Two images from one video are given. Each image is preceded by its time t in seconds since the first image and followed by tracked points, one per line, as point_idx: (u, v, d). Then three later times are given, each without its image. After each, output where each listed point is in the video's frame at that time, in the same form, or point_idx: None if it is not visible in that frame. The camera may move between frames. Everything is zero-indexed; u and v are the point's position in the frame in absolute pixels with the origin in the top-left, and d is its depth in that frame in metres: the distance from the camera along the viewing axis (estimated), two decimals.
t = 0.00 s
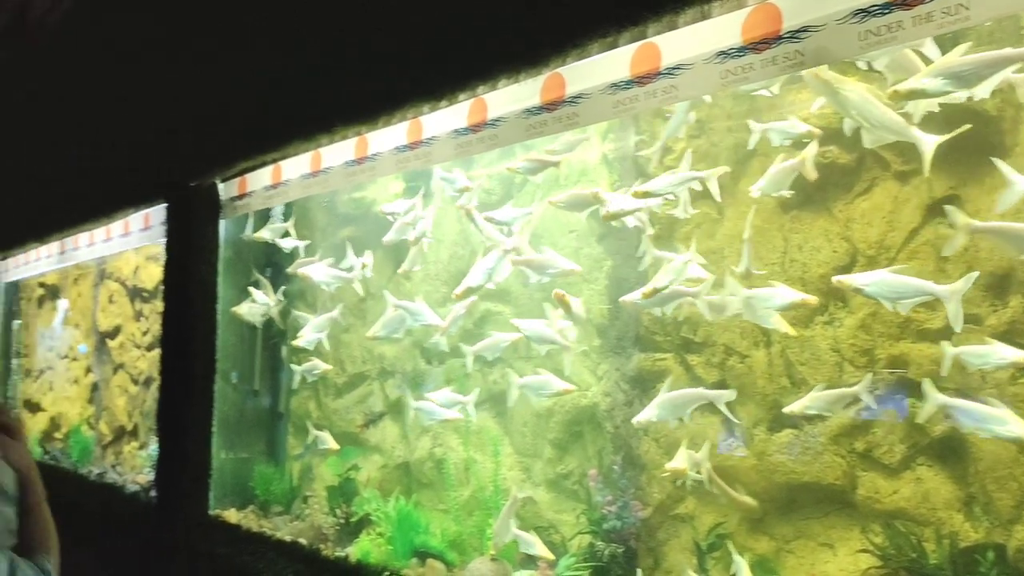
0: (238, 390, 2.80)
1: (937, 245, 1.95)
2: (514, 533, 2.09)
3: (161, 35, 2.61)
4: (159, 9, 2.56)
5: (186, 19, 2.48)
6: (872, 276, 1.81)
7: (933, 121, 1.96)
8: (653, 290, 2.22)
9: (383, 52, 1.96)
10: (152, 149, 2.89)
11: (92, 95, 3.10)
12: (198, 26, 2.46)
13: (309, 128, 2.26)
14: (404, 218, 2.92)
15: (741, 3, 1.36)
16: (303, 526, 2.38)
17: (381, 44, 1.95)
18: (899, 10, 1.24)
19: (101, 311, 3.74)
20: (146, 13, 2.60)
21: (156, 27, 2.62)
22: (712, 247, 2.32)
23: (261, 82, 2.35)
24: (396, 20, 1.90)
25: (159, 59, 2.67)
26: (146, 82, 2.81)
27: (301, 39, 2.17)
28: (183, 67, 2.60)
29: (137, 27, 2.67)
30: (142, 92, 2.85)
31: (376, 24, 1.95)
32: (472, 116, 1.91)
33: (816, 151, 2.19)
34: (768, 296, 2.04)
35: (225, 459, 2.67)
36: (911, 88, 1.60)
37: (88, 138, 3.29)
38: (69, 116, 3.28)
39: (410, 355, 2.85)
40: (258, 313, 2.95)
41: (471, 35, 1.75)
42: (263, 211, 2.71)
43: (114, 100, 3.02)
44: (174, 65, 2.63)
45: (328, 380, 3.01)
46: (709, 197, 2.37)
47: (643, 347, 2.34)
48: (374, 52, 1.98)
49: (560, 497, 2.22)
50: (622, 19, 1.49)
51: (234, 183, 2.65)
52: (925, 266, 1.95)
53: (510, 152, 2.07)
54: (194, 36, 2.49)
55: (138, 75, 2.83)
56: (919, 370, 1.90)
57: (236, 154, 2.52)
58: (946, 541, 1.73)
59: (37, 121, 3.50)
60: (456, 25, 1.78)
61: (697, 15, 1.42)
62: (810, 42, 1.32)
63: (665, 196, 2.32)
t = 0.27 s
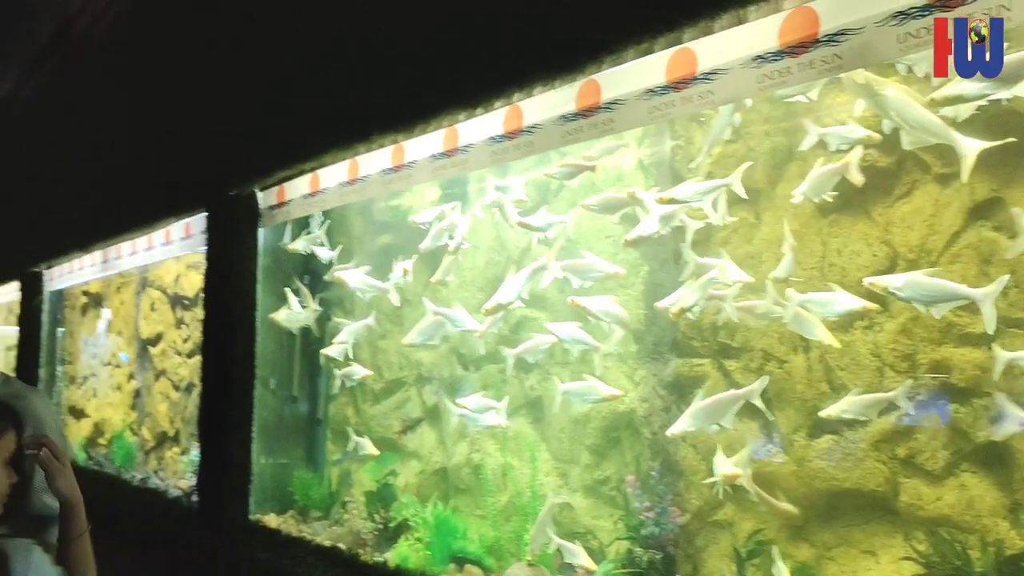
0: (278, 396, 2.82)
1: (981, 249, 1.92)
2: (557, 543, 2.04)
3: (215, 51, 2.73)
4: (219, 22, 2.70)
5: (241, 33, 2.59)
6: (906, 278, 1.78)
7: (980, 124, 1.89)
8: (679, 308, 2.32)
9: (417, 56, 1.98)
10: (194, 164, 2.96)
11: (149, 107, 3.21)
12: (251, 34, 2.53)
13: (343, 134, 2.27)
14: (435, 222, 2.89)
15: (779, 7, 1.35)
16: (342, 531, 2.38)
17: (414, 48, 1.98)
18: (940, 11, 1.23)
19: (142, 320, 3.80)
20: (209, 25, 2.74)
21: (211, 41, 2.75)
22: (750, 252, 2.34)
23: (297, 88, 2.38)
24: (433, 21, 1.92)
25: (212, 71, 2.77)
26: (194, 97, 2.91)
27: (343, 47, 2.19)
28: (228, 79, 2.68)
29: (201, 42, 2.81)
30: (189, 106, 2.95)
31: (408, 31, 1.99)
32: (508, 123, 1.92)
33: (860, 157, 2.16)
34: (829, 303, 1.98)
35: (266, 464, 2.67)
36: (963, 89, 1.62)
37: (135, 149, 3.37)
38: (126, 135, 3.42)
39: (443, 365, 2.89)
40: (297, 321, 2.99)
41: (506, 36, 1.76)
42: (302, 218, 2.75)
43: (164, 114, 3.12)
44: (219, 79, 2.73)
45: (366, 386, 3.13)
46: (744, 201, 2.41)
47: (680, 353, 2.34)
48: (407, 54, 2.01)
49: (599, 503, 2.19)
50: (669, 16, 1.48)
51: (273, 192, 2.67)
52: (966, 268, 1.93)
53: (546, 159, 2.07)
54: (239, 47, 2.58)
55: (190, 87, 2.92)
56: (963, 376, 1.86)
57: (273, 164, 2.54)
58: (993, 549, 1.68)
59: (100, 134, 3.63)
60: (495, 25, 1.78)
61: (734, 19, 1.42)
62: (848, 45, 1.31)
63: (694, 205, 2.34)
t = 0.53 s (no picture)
0: (314, 399, 2.83)
1: None
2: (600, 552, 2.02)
3: (265, 58, 2.77)
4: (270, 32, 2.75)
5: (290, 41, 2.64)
6: (936, 278, 1.80)
7: None
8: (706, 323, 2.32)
9: (456, 59, 2.00)
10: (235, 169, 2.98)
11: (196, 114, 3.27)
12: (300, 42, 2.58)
13: (378, 138, 2.27)
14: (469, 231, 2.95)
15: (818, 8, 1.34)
16: (381, 534, 2.38)
17: (456, 51, 1.99)
18: (981, 11, 1.20)
19: (183, 324, 3.86)
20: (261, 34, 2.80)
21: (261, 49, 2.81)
22: (787, 254, 2.31)
23: (337, 94, 2.41)
24: (475, 27, 1.94)
25: (259, 79, 2.82)
26: (238, 104, 2.96)
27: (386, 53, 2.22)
28: (274, 86, 2.72)
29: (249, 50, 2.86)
30: (234, 113, 2.99)
31: (453, 33, 2.00)
32: (544, 127, 1.93)
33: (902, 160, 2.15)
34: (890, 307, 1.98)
35: (304, 467, 2.71)
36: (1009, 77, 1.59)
37: (180, 156, 3.43)
38: (172, 144, 3.48)
39: (481, 367, 3.00)
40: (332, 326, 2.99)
41: (544, 41, 1.77)
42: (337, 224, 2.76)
43: (210, 121, 3.17)
44: (265, 86, 2.77)
45: (403, 390, 3.12)
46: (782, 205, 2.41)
47: (718, 356, 2.32)
48: (448, 56, 2.02)
49: (636, 506, 2.19)
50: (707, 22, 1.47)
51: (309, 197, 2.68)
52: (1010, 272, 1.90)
53: (580, 163, 2.06)
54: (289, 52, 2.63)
55: (235, 94, 2.97)
56: (1007, 378, 1.84)
57: (308, 169, 2.57)
58: None
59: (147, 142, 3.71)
60: (534, 33, 1.80)
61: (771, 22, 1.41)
62: (887, 47, 1.30)
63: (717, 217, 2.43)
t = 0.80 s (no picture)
0: (342, 401, 2.84)
1: None
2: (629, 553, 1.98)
3: (293, 62, 2.79)
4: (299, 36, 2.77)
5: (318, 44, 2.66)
6: (957, 272, 1.75)
7: None
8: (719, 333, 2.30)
9: (482, 62, 2.01)
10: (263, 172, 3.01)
11: (227, 118, 3.31)
12: (328, 46, 2.60)
13: (404, 141, 2.29)
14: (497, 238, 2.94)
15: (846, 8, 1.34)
16: (408, 534, 2.40)
17: (482, 54, 2.00)
18: (1013, 8, 1.19)
19: (212, 326, 3.89)
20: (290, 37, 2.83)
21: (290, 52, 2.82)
22: (816, 255, 2.31)
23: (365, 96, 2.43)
24: (503, 31, 1.96)
25: (287, 82, 2.84)
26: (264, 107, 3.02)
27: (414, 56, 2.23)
28: (303, 90, 2.74)
29: (278, 54, 2.89)
30: (263, 117, 3.02)
31: (479, 36, 2.01)
32: (570, 129, 1.93)
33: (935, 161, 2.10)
34: (944, 309, 1.76)
35: (332, 468, 2.72)
36: None
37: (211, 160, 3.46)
38: (203, 148, 3.52)
39: (508, 367, 3.05)
40: (358, 328, 3.00)
41: (570, 45, 1.78)
42: (365, 227, 2.79)
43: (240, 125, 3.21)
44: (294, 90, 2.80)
45: (428, 392, 3.17)
46: (812, 205, 2.39)
47: (745, 358, 2.30)
48: (474, 59, 2.03)
49: (662, 508, 2.20)
50: (731, 26, 1.49)
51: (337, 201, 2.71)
52: None
53: (604, 164, 2.06)
54: (318, 58, 2.65)
55: (264, 98, 3.00)
56: None
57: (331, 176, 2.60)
58: None
59: (177, 144, 3.77)
60: (561, 36, 1.81)
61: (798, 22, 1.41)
62: (918, 45, 1.29)
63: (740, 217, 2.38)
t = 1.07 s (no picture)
0: (370, 404, 2.88)
1: None
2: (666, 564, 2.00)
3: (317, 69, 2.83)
4: (325, 42, 2.81)
5: (344, 51, 2.70)
6: (982, 272, 1.85)
7: None
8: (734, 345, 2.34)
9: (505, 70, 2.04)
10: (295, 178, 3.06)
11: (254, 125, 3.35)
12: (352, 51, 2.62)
13: (431, 148, 2.33)
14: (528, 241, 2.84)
15: (874, 11, 1.34)
16: (436, 537, 2.44)
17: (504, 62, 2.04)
18: None
19: (241, 330, 3.92)
20: (316, 46, 2.87)
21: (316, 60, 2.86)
22: (847, 260, 2.29)
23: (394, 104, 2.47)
24: (526, 37, 1.98)
25: (315, 89, 2.88)
26: (289, 113, 3.06)
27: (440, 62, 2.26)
28: (330, 97, 2.78)
29: (305, 62, 2.93)
30: (290, 123, 3.06)
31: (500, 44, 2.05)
32: (597, 134, 1.94)
33: (966, 162, 2.07)
34: (1003, 321, 1.86)
35: (361, 472, 2.79)
36: None
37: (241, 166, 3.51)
38: (230, 153, 3.57)
39: (535, 369, 2.91)
40: (384, 334, 2.99)
41: (595, 52, 1.80)
42: (393, 232, 2.81)
43: (268, 132, 3.25)
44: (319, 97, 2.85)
45: (456, 397, 3.02)
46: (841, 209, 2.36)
47: (774, 362, 2.30)
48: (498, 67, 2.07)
49: (691, 512, 2.18)
50: (760, 32, 1.48)
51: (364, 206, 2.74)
52: None
53: (632, 168, 2.07)
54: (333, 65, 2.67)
55: (292, 105, 3.04)
56: None
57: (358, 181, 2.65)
58: None
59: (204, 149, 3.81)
60: (585, 41, 1.83)
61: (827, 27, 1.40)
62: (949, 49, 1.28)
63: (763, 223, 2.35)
